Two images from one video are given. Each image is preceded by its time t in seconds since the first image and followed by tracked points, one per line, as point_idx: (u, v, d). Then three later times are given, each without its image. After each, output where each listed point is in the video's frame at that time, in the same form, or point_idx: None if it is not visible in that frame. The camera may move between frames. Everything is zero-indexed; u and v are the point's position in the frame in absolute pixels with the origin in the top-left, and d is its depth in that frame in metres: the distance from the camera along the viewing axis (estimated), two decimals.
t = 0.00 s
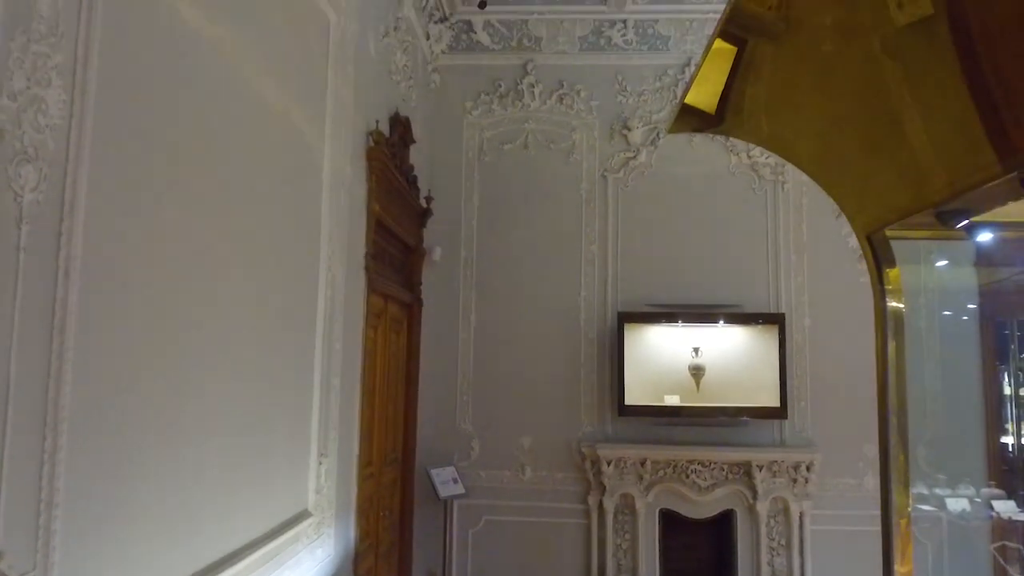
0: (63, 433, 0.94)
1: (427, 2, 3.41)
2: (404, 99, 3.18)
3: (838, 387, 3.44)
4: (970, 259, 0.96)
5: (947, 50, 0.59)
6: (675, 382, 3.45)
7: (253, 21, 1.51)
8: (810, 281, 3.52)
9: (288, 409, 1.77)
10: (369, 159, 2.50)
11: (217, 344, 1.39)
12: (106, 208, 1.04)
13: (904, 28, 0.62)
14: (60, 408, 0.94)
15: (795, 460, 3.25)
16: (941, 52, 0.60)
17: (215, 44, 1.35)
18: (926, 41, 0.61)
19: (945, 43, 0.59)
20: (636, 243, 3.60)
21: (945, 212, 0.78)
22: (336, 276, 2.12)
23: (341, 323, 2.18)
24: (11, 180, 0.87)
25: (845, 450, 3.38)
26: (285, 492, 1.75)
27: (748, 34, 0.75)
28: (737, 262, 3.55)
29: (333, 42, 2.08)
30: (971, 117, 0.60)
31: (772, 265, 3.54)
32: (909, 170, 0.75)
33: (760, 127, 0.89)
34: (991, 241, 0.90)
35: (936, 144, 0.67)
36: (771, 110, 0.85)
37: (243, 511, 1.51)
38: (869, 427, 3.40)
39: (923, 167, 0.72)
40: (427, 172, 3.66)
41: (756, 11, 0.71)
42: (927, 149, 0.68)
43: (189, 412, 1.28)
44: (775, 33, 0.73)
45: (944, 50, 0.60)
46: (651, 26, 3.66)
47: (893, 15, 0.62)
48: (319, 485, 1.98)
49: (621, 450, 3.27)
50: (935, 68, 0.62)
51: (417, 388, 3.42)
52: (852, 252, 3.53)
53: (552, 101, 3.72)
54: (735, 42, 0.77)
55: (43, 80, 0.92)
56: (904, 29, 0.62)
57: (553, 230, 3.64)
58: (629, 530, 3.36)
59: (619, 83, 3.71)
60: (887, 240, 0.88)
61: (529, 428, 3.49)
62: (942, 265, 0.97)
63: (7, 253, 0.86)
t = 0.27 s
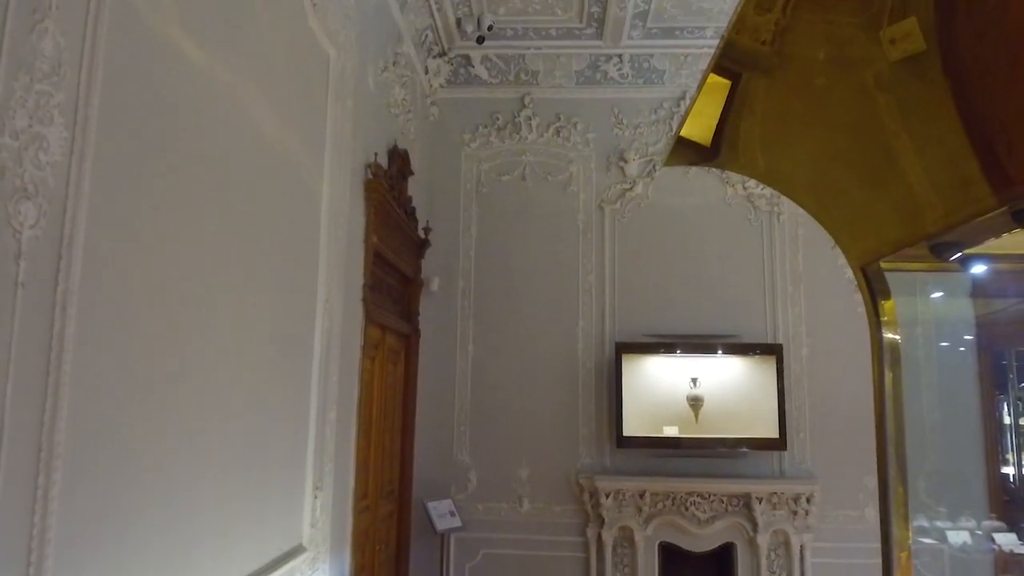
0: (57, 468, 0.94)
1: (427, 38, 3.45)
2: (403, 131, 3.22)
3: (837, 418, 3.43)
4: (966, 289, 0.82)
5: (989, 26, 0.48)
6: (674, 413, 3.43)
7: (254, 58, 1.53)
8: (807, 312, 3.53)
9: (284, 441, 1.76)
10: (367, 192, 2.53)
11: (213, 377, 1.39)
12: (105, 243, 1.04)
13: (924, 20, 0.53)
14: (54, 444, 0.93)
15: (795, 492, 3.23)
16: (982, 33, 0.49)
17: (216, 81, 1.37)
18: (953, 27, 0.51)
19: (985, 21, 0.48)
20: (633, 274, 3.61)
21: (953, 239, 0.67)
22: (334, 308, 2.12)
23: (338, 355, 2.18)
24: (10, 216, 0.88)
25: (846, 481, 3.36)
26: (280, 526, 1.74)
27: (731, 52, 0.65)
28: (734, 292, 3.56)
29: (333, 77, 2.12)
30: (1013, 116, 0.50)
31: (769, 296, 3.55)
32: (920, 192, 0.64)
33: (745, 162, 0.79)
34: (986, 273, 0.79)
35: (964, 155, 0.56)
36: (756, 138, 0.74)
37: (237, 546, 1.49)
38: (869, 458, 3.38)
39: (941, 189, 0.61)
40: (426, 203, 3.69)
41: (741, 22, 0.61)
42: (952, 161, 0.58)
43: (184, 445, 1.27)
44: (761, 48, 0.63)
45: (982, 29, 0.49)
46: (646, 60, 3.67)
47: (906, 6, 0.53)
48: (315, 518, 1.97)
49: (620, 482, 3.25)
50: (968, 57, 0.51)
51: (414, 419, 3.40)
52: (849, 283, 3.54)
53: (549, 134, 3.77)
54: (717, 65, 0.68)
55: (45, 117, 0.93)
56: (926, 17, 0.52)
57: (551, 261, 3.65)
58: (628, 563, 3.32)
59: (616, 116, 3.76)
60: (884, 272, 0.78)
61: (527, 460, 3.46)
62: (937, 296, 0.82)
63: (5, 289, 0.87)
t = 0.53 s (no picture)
0: (47, 501, 0.93)
1: (425, 68, 3.50)
2: (400, 159, 3.25)
3: (835, 445, 3.41)
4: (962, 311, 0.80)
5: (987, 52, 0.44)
6: (670, 441, 3.42)
7: (252, 89, 1.55)
8: (803, 338, 3.53)
9: (278, 470, 1.75)
10: (364, 219, 2.54)
11: (208, 406, 1.38)
12: (101, 273, 1.05)
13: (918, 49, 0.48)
14: (46, 476, 0.93)
15: (793, 520, 3.21)
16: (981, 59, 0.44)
17: (214, 112, 1.38)
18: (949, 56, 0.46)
19: (988, 44, 0.43)
20: (629, 300, 3.62)
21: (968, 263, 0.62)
22: (329, 336, 2.12)
23: (334, 382, 2.18)
24: (7, 248, 0.88)
25: (844, 509, 3.33)
26: (273, 557, 1.72)
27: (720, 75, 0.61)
28: (730, 319, 3.57)
29: (331, 107, 2.14)
30: (1022, 147, 0.45)
31: (765, 322, 3.55)
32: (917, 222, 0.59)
33: (739, 189, 0.74)
34: (981, 299, 0.77)
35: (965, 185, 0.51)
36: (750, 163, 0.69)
37: None
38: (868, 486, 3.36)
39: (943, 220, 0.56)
40: (423, 230, 3.71)
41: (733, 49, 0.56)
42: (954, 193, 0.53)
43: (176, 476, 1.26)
44: (753, 73, 0.59)
45: (980, 54, 0.44)
46: (641, 89, 3.72)
47: (898, 32, 0.48)
48: (308, 548, 1.94)
49: (617, 510, 3.22)
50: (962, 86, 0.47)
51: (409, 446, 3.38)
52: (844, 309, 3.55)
53: (545, 161, 3.80)
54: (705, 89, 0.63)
55: (44, 150, 0.94)
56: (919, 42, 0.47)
57: (547, 287, 3.66)
58: None
59: (611, 144, 3.80)
60: (880, 301, 0.73)
61: (524, 488, 3.43)
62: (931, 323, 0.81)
63: None
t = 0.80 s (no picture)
0: (37, 533, 0.93)
1: (421, 94, 3.54)
2: (397, 185, 3.28)
3: (832, 471, 3.40)
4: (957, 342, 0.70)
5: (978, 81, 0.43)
6: (667, 467, 3.41)
7: (250, 118, 1.57)
8: (799, 363, 3.54)
9: (271, 497, 1.74)
10: (360, 245, 2.55)
11: (201, 434, 1.37)
12: (96, 301, 1.05)
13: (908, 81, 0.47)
14: (37, 507, 0.92)
15: (791, 547, 3.19)
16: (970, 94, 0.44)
17: (211, 140, 1.39)
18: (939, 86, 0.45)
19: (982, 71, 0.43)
20: (625, 325, 3.62)
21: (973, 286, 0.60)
22: (324, 362, 2.12)
23: (328, 408, 2.17)
24: (2, 278, 0.89)
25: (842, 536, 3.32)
26: None
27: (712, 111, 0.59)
28: (726, 344, 3.57)
29: (328, 134, 2.16)
30: None
31: (760, 346, 3.56)
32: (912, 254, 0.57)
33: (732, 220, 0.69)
34: (973, 324, 0.67)
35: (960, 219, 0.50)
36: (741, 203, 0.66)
37: None
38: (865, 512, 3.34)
39: (940, 252, 0.54)
40: (419, 255, 3.73)
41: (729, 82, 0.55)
42: (949, 223, 0.51)
43: (167, 505, 1.25)
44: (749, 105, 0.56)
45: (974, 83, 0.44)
46: (636, 116, 3.76)
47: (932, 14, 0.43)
48: None
49: (614, 537, 3.20)
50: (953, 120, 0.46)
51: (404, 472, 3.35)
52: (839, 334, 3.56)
53: (541, 187, 3.83)
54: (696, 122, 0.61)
55: (42, 180, 0.95)
56: (910, 76, 0.46)
57: (543, 312, 3.67)
58: None
59: (606, 169, 3.84)
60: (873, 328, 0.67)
61: (520, 514, 3.41)
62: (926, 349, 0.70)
63: None
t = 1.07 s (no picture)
0: (25, 558, 0.92)
1: (416, 117, 3.57)
2: (391, 206, 3.29)
3: (827, 493, 3.39)
4: (953, 366, 0.61)
5: (967, 109, 0.38)
6: (661, 488, 3.41)
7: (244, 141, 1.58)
8: (792, 384, 3.54)
9: (262, 521, 1.72)
10: (354, 266, 2.56)
11: (192, 457, 1.36)
12: (87, 324, 1.05)
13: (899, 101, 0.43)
14: (24, 532, 0.91)
15: (787, 569, 3.17)
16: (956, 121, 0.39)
17: (205, 163, 1.40)
18: (928, 106, 0.41)
19: (959, 101, 0.38)
20: (619, 346, 3.63)
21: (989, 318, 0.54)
22: (317, 384, 2.11)
23: (320, 430, 2.16)
24: None
25: (838, 558, 3.30)
26: None
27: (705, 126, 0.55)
28: (720, 365, 3.58)
29: (323, 156, 2.18)
30: None
31: (754, 367, 3.56)
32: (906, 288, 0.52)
33: (729, 241, 0.65)
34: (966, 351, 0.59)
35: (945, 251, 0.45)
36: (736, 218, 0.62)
37: None
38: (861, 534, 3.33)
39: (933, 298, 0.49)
40: (413, 276, 3.73)
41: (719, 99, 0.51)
42: (936, 257, 0.46)
43: (157, 529, 1.24)
44: (740, 126, 0.53)
45: (961, 108, 0.39)
46: (629, 138, 3.79)
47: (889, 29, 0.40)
48: None
49: (609, 560, 3.17)
50: (942, 144, 0.41)
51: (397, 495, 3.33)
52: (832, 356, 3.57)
53: (535, 209, 3.85)
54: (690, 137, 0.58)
55: (35, 205, 0.95)
56: (900, 93, 0.42)
57: (537, 333, 3.67)
58: None
59: (600, 191, 3.87)
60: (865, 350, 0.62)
61: (514, 537, 3.38)
62: (916, 370, 0.63)
63: None
